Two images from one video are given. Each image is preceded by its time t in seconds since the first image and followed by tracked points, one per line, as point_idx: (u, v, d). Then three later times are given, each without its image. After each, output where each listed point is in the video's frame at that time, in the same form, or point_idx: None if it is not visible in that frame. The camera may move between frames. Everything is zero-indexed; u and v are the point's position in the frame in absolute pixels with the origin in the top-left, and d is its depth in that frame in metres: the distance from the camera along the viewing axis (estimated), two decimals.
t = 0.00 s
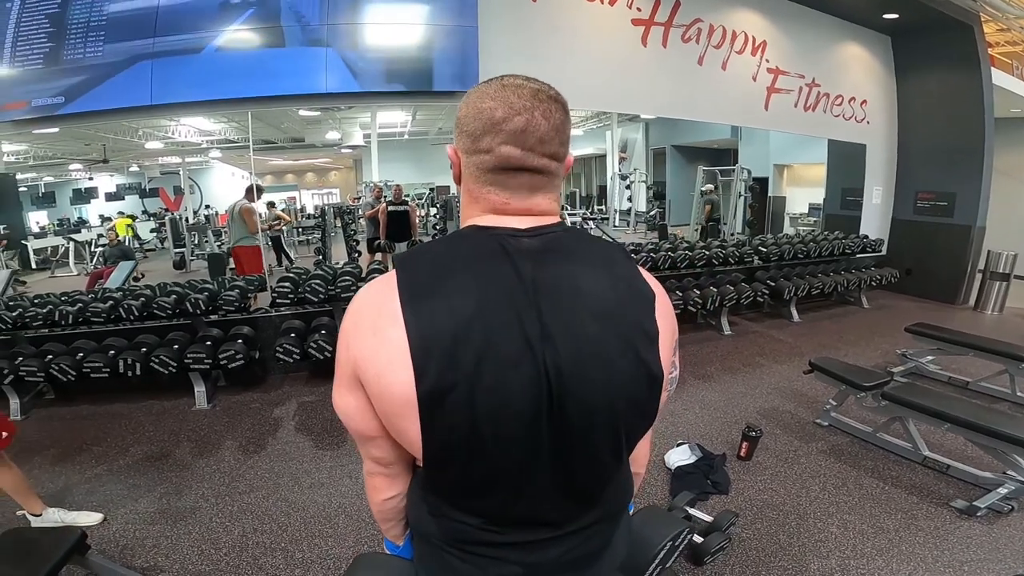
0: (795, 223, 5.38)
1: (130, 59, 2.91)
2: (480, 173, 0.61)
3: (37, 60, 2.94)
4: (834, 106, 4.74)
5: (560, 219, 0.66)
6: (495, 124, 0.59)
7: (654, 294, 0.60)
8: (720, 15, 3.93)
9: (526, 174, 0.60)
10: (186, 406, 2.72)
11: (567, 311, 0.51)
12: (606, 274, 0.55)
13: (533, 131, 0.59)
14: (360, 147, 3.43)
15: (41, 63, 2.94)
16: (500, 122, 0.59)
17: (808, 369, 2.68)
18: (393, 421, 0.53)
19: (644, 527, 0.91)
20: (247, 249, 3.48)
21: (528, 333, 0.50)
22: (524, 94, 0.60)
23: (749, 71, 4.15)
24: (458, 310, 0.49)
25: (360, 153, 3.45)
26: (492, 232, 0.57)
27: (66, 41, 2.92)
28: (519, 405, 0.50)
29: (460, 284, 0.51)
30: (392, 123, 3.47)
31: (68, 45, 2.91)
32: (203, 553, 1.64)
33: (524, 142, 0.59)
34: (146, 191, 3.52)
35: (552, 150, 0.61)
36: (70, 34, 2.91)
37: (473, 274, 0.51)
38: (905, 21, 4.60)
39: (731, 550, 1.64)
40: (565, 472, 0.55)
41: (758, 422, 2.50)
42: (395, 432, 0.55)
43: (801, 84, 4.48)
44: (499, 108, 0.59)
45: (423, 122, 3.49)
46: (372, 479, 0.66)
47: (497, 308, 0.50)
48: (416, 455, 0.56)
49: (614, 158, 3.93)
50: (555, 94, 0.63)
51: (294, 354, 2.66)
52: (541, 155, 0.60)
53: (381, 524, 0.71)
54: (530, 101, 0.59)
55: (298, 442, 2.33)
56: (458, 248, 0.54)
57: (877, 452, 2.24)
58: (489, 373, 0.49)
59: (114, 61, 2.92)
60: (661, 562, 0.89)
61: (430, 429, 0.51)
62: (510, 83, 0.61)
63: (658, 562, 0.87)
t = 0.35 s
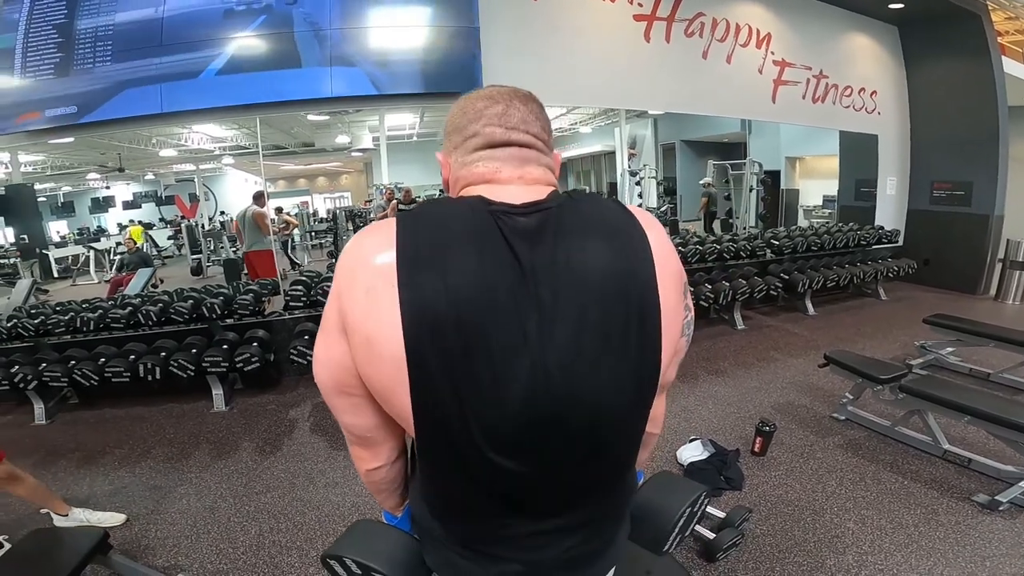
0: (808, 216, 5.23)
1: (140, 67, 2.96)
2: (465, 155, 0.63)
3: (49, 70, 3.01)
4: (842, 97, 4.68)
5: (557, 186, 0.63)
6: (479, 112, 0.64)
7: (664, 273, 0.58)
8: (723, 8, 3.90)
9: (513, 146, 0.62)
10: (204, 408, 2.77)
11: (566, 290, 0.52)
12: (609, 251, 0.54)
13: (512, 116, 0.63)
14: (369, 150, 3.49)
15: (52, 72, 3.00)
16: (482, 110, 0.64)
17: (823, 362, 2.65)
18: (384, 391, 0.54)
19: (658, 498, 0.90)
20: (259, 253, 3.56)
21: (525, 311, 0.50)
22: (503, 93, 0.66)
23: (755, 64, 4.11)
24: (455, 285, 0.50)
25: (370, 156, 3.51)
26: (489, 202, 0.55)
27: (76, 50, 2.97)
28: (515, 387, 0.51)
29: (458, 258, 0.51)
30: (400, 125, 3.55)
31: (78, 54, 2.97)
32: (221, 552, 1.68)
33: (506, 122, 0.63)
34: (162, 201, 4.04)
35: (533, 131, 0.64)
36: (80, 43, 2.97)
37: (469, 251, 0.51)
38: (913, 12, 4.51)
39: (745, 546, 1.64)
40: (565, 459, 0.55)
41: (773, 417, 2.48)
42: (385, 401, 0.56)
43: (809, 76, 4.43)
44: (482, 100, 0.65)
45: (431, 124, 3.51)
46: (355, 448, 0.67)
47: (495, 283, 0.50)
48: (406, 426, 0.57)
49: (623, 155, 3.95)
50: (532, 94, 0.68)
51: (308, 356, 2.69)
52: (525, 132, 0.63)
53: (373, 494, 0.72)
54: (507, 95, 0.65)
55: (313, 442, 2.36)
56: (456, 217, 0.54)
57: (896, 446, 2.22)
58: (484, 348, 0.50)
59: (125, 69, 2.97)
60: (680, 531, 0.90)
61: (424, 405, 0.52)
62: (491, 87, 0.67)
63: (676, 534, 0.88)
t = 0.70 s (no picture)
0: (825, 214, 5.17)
1: (157, 73, 3.04)
2: (474, 161, 0.65)
3: (69, 75, 3.11)
4: (859, 93, 4.65)
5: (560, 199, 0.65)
6: (484, 120, 0.66)
7: (665, 280, 0.59)
8: (733, 6, 3.87)
9: (517, 151, 0.64)
10: (222, 408, 2.82)
11: (571, 301, 0.52)
12: (612, 262, 0.55)
13: (515, 121, 0.65)
14: (382, 151, 3.54)
15: (72, 77, 3.11)
16: (486, 119, 0.66)
17: (838, 362, 2.62)
18: (398, 407, 0.56)
19: (663, 507, 0.91)
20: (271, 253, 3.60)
21: (532, 323, 0.51)
22: (506, 101, 0.68)
23: (767, 62, 4.07)
24: (462, 301, 0.51)
25: (382, 157, 3.55)
26: (494, 221, 0.57)
27: (94, 54, 3.07)
28: (522, 396, 0.52)
29: (464, 274, 0.52)
30: (412, 126, 3.57)
31: (97, 59, 3.07)
32: (238, 548, 1.71)
33: (510, 128, 0.65)
34: (181, 202, 3.65)
35: (535, 135, 0.66)
36: (99, 49, 3.07)
37: (475, 265, 0.53)
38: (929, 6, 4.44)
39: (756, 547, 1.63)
40: (574, 463, 0.56)
41: (787, 417, 2.46)
42: (399, 417, 0.58)
43: (822, 73, 4.39)
44: (487, 108, 0.67)
45: (443, 124, 3.54)
46: (378, 462, 0.69)
47: (501, 298, 0.51)
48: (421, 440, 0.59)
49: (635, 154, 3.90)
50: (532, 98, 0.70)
51: (323, 356, 2.73)
52: (528, 137, 0.65)
53: (393, 505, 0.74)
54: (510, 101, 0.67)
55: (327, 441, 2.39)
56: (461, 236, 0.56)
57: (913, 446, 2.19)
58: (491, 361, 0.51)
59: (141, 74, 3.06)
60: (683, 541, 0.91)
61: (435, 416, 0.54)
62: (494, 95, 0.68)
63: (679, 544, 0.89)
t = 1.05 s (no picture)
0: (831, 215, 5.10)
1: (164, 75, 3.07)
2: (479, 165, 0.65)
3: (76, 78, 3.15)
4: (863, 94, 4.64)
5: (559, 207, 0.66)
6: (489, 122, 0.65)
7: (657, 284, 0.61)
8: (736, 6, 3.87)
9: (521, 159, 0.64)
10: (227, 408, 2.84)
11: (571, 300, 0.53)
12: (608, 263, 0.57)
13: (520, 125, 0.65)
14: (387, 153, 3.57)
15: (80, 80, 3.15)
16: (492, 121, 0.65)
17: (842, 362, 2.62)
18: (407, 411, 0.58)
19: (660, 523, 0.95)
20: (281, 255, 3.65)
21: (533, 322, 0.52)
22: (510, 99, 0.66)
23: (770, 62, 4.07)
24: (464, 302, 0.52)
25: (387, 160, 3.57)
26: (495, 227, 0.59)
27: (102, 57, 3.11)
28: (524, 394, 0.53)
29: (465, 276, 0.53)
30: (416, 128, 3.63)
31: (104, 61, 3.10)
32: (243, 547, 1.73)
33: (515, 133, 0.64)
34: (186, 203, 3.70)
35: (539, 140, 0.65)
36: (106, 52, 3.11)
37: (477, 266, 0.54)
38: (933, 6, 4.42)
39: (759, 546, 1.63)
40: (575, 459, 0.57)
41: (791, 418, 2.46)
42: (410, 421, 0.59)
43: (826, 73, 4.38)
44: (490, 110, 0.66)
45: (446, 126, 3.57)
46: (391, 470, 0.71)
47: (502, 299, 0.52)
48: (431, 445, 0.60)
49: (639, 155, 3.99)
50: (536, 97, 0.69)
51: (328, 356, 2.75)
52: (532, 142, 0.65)
53: (403, 514, 0.76)
54: (515, 102, 0.66)
55: (331, 441, 2.41)
56: (464, 241, 0.57)
57: (918, 447, 2.19)
58: (494, 360, 0.52)
59: (147, 76, 3.08)
60: (679, 557, 0.93)
61: (440, 417, 0.55)
62: (500, 94, 0.67)
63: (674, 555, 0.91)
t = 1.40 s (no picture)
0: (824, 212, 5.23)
1: (157, 77, 3.05)
2: (461, 167, 0.66)
3: (69, 80, 3.14)
4: (855, 92, 4.65)
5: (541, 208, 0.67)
6: (471, 124, 0.65)
7: (641, 282, 0.61)
8: (729, 6, 3.88)
9: (503, 162, 0.64)
10: (223, 410, 2.83)
11: (550, 300, 0.54)
12: (588, 263, 0.57)
13: (503, 128, 0.64)
14: (382, 154, 3.48)
15: (72, 83, 3.13)
16: (474, 122, 0.65)
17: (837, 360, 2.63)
18: (389, 406, 0.58)
19: (648, 510, 0.93)
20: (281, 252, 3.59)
21: (512, 319, 0.53)
22: (493, 98, 0.66)
23: (763, 61, 4.08)
24: (444, 301, 0.53)
25: (382, 160, 3.48)
26: (478, 230, 0.60)
27: (94, 58, 3.10)
28: (503, 392, 0.53)
29: (445, 276, 0.54)
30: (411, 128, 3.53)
31: (97, 63, 3.10)
32: (238, 548, 1.73)
33: (497, 135, 0.64)
34: (183, 206, 3.84)
35: (522, 143, 0.65)
36: (99, 54, 3.10)
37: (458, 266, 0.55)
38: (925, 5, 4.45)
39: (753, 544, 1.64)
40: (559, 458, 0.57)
41: (785, 416, 2.47)
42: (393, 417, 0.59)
43: (819, 72, 4.39)
44: (472, 110, 0.66)
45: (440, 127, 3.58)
46: (377, 464, 0.70)
47: (482, 298, 0.53)
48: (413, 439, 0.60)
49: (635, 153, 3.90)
50: (522, 97, 0.69)
51: (323, 358, 2.74)
52: (514, 145, 0.65)
53: (390, 506, 0.76)
54: (499, 101, 0.66)
55: (327, 442, 2.41)
56: (446, 241, 0.58)
57: (911, 445, 2.20)
58: (473, 359, 0.53)
59: (140, 78, 3.07)
60: (667, 546, 0.92)
61: (422, 415, 0.55)
62: (485, 92, 0.67)
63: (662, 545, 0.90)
